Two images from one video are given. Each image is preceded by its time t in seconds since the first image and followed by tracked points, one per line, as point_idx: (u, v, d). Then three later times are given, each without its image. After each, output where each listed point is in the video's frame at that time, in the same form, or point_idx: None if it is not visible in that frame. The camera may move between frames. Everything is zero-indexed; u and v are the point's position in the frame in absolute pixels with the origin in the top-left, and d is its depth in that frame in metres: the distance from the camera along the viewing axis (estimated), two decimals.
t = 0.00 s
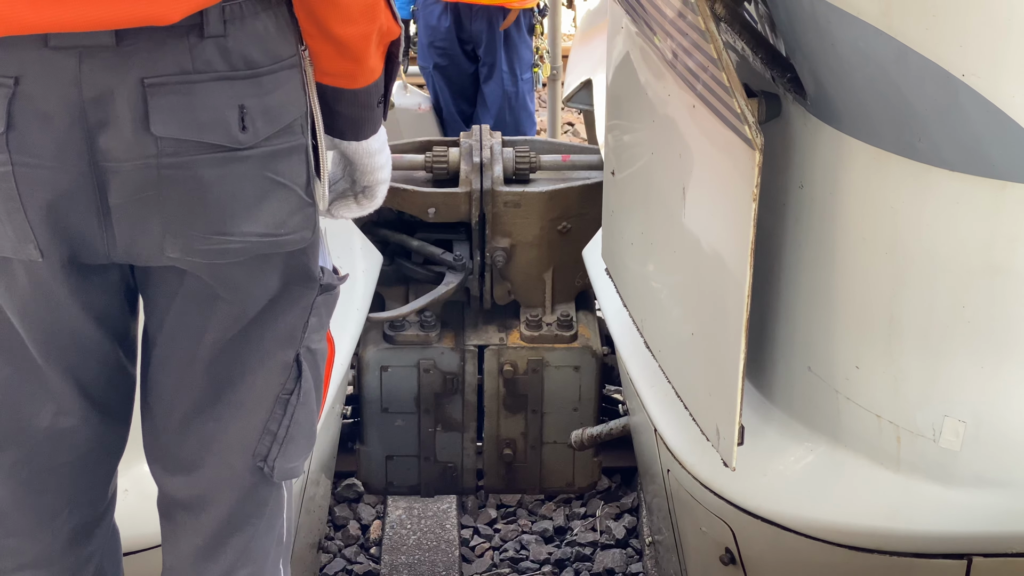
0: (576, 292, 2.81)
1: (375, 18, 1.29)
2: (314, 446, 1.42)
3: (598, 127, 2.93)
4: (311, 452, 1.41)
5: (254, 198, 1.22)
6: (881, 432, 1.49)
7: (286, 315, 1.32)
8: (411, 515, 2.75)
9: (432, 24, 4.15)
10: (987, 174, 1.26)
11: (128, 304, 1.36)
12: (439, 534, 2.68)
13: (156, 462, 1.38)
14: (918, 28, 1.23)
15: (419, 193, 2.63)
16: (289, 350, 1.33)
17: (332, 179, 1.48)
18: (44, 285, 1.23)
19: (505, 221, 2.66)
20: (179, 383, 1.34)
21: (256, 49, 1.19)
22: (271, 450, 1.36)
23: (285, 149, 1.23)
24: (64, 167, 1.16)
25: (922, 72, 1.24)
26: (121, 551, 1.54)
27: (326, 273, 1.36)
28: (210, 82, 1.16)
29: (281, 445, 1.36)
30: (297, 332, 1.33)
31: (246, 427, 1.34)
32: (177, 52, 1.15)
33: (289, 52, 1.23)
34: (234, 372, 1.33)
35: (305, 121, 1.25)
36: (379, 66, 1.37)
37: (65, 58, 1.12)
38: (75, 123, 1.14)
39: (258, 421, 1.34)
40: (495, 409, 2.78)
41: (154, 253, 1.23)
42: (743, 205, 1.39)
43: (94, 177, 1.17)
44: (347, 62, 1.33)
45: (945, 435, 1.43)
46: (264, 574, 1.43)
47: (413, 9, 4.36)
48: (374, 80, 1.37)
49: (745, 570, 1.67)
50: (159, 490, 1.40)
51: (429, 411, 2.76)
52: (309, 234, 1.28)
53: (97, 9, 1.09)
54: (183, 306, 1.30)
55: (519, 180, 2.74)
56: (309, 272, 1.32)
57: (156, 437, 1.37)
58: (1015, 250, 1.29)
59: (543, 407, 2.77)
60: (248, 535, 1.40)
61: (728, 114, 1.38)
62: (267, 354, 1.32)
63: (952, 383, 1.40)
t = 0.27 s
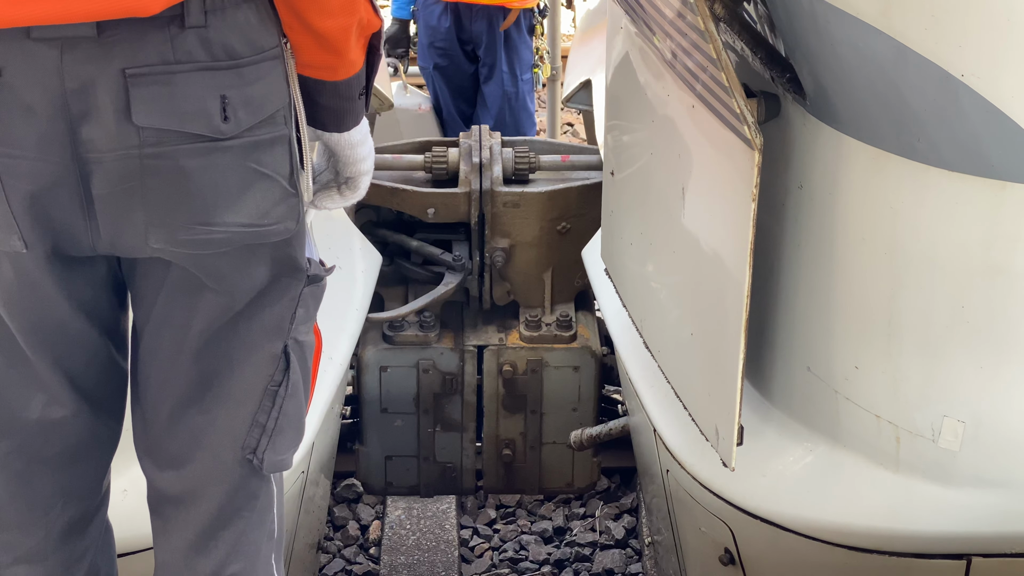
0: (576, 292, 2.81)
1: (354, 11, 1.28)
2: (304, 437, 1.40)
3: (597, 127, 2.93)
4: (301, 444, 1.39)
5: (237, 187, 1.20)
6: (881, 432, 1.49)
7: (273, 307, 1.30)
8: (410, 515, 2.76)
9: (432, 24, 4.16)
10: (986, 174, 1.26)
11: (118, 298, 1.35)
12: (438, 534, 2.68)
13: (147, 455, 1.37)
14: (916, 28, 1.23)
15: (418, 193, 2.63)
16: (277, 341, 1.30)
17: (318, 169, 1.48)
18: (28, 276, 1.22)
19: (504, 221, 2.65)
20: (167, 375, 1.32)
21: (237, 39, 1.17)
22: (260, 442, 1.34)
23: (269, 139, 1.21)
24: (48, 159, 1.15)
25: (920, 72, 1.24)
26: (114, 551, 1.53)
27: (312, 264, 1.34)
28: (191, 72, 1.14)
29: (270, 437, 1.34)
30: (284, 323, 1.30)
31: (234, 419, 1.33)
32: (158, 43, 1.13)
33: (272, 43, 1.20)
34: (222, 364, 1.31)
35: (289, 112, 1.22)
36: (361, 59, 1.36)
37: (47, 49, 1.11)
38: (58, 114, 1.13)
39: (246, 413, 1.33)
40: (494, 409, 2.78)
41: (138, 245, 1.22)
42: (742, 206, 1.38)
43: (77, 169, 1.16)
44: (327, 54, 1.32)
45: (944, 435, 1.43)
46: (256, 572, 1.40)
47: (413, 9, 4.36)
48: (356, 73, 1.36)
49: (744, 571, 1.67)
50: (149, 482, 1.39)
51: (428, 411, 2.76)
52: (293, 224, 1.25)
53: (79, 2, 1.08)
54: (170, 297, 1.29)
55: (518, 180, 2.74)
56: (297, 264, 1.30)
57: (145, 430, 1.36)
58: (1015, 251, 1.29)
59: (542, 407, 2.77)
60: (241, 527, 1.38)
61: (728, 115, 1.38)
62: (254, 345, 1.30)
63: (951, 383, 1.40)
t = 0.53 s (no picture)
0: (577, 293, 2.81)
1: (337, 10, 1.26)
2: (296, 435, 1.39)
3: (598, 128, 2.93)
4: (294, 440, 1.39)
5: (224, 183, 1.19)
6: (881, 433, 1.49)
7: (264, 302, 1.29)
8: (411, 516, 2.76)
9: (433, 25, 4.16)
10: (987, 175, 1.26)
11: (110, 296, 1.34)
12: (439, 535, 2.68)
13: (141, 453, 1.36)
14: (916, 29, 1.23)
15: (419, 193, 2.63)
16: (268, 337, 1.30)
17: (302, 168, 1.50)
18: (20, 276, 1.20)
19: (505, 222, 2.66)
20: (158, 374, 1.31)
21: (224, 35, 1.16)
22: (253, 438, 1.34)
23: (256, 135, 1.20)
24: (36, 155, 1.13)
25: (921, 73, 1.24)
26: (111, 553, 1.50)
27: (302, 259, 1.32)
28: (176, 67, 1.13)
29: (262, 433, 1.33)
30: (275, 319, 1.30)
31: (226, 416, 1.32)
32: (144, 39, 1.12)
33: (258, 38, 1.19)
34: (214, 361, 1.30)
35: (276, 107, 1.21)
36: (346, 58, 1.34)
37: (33, 46, 1.10)
38: (45, 112, 1.12)
39: (237, 409, 1.32)
40: (494, 410, 2.78)
41: (126, 242, 1.20)
42: (743, 208, 1.38)
43: (64, 163, 1.14)
44: (312, 53, 1.30)
45: (944, 436, 1.43)
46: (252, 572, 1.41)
47: (414, 9, 4.36)
48: (340, 71, 1.34)
49: (745, 571, 1.67)
50: (142, 480, 1.39)
51: (429, 412, 2.76)
52: (280, 220, 1.24)
53: None
54: (160, 292, 1.27)
55: (519, 181, 2.74)
56: (286, 259, 1.28)
57: (138, 426, 1.36)
58: (1015, 252, 1.29)
59: (542, 408, 2.77)
60: (236, 524, 1.38)
61: (728, 117, 1.38)
62: (244, 342, 1.29)
63: (950, 383, 1.40)
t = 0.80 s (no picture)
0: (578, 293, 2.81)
1: (326, 6, 1.26)
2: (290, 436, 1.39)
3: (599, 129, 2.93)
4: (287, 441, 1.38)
5: (212, 180, 1.19)
6: (882, 434, 1.49)
7: (255, 301, 1.29)
8: (412, 517, 2.76)
9: (434, 25, 4.17)
10: (988, 175, 1.26)
11: (100, 295, 1.34)
12: (440, 535, 2.68)
13: (136, 453, 1.37)
14: (917, 30, 1.23)
15: (420, 194, 2.63)
16: (258, 335, 1.30)
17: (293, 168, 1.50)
18: (9, 276, 1.20)
19: (506, 223, 2.66)
20: (151, 374, 1.32)
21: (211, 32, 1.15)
22: (246, 437, 1.33)
23: (243, 132, 1.19)
24: (22, 151, 1.12)
25: (922, 74, 1.24)
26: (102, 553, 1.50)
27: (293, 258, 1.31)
28: (163, 64, 1.12)
29: (255, 432, 1.33)
30: (266, 317, 1.29)
31: (219, 415, 1.32)
32: (130, 35, 1.12)
33: (246, 35, 1.18)
34: (206, 359, 1.30)
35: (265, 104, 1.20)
36: (336, 55, 1.34)
37: (17, 43, 1.10)
38: (30, 108, 1.12)
39: (230, 409, 1.32)
40: (495, 410, 2.78)
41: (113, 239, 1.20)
42: (744, 209, 1.39)
43: (51, 162, 1.14)
44: (302, 50, 1.30)
45: (945, 437, 1.43)
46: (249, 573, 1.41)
47: (415, 10, 4.36)
48: (330, 68, 1.34)
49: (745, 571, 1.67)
50: (139, 482, 1.39)
51: (430, 412, 2.76)
52: (269, 217, 1.24)
53: None
54: (150, 292, 1.28)
55: (520, 182, 2.74)
56: (275, 256, 1.28)
57: (132, 427, 1.36)
58: (1015, 252, 1.29)
59: (543, 409, 2.77)
60: (231, 524, 1.38)
61: (730, 118, 1.38)
62: (234, 340, 1.29)
63: (950, 384, 1.40)
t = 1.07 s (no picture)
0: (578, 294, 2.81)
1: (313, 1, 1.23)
2: (282, 437, 1.37)
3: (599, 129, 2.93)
4: (279, 443, 1.36)
5: (193, 178, 1.18)
6: (883, 435, 1.49)
7: (240, 297, 1.27)
8: (412, 517, 2.76)
9: (434, 25, 4.17)
10: (988, 176, 1.26)
11: (90, 296, 1.33)
12: (440, 536, 2.68)
13: (129, 455, 1.36)
14: (917, 30, 1.23)
15: (420, 194, 2.63)
16: (245, 335, 1.28)
17: (287, 169, 1.49)
18: None
19: (506, 223, 2.65)
20: (142, 375, 1.30)
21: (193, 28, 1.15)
22: (236, 438, 1.32)
23: (226, 130, 1.18)
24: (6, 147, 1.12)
25: (923, 75, 1.24)
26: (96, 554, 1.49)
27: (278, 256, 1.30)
28: (145, 60, 1.12)
29: (245, 433, 1.31)
30: (252, 316, 1.28)
31: (208, 416, 1.31)
32: (111, 31, 1.11)
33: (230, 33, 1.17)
34: (193, 361, 1.29)
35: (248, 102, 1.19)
36: (323, 51, 1.32)
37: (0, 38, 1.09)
38: (14, 104, 1.11)
39: (219, 409, 1.30)
40: (495, 411, 2.78)
41: (96, 236, 1.19)
42: (743, 208, 1.39)
43: (34, 157, 1.13)
44: (288, 46, 1.27)
45: (946, 438, 1.43)
46: None
47: (415, 11, 4.36)
48: (318, 65, 1.32)
49: (745, 572, 1.67)
50: (134, 484, 1.38)
51: (430, 413, 2.76)
52: (252, 216, 1.22)
53: None
54: (132, 304, 1.27)
55: (520, 182, 2.74)
56: (260, 256, 1.26)
57: (125, 428, 1.35)
58: (1015, 253, 1.29)
59: (544, 409, 2.77)
60: (225, 524, 1.37)
61: (731, 121, 1.38)
62: (221, 341, 1.27)
63: (951, 384, 1.40)
